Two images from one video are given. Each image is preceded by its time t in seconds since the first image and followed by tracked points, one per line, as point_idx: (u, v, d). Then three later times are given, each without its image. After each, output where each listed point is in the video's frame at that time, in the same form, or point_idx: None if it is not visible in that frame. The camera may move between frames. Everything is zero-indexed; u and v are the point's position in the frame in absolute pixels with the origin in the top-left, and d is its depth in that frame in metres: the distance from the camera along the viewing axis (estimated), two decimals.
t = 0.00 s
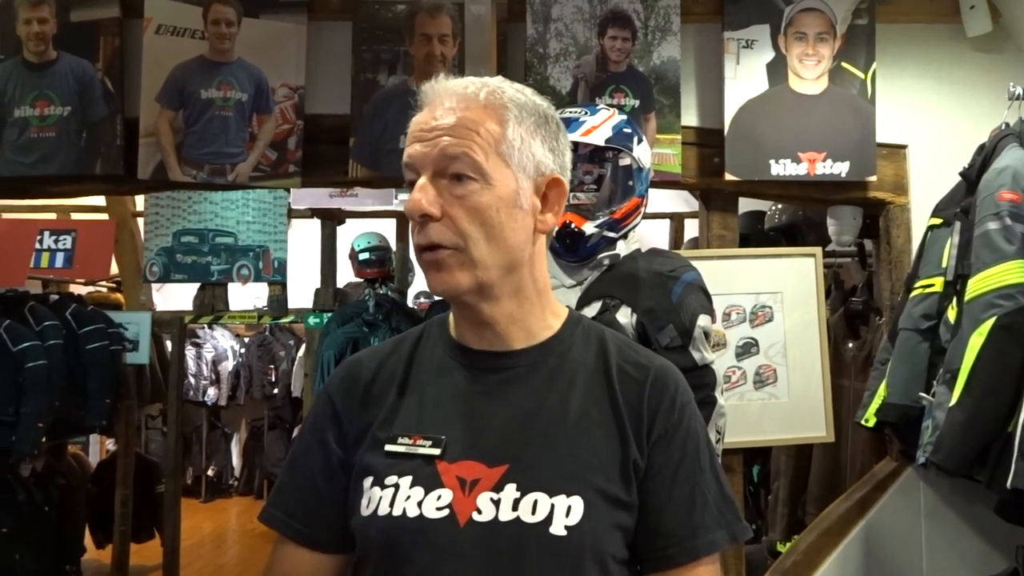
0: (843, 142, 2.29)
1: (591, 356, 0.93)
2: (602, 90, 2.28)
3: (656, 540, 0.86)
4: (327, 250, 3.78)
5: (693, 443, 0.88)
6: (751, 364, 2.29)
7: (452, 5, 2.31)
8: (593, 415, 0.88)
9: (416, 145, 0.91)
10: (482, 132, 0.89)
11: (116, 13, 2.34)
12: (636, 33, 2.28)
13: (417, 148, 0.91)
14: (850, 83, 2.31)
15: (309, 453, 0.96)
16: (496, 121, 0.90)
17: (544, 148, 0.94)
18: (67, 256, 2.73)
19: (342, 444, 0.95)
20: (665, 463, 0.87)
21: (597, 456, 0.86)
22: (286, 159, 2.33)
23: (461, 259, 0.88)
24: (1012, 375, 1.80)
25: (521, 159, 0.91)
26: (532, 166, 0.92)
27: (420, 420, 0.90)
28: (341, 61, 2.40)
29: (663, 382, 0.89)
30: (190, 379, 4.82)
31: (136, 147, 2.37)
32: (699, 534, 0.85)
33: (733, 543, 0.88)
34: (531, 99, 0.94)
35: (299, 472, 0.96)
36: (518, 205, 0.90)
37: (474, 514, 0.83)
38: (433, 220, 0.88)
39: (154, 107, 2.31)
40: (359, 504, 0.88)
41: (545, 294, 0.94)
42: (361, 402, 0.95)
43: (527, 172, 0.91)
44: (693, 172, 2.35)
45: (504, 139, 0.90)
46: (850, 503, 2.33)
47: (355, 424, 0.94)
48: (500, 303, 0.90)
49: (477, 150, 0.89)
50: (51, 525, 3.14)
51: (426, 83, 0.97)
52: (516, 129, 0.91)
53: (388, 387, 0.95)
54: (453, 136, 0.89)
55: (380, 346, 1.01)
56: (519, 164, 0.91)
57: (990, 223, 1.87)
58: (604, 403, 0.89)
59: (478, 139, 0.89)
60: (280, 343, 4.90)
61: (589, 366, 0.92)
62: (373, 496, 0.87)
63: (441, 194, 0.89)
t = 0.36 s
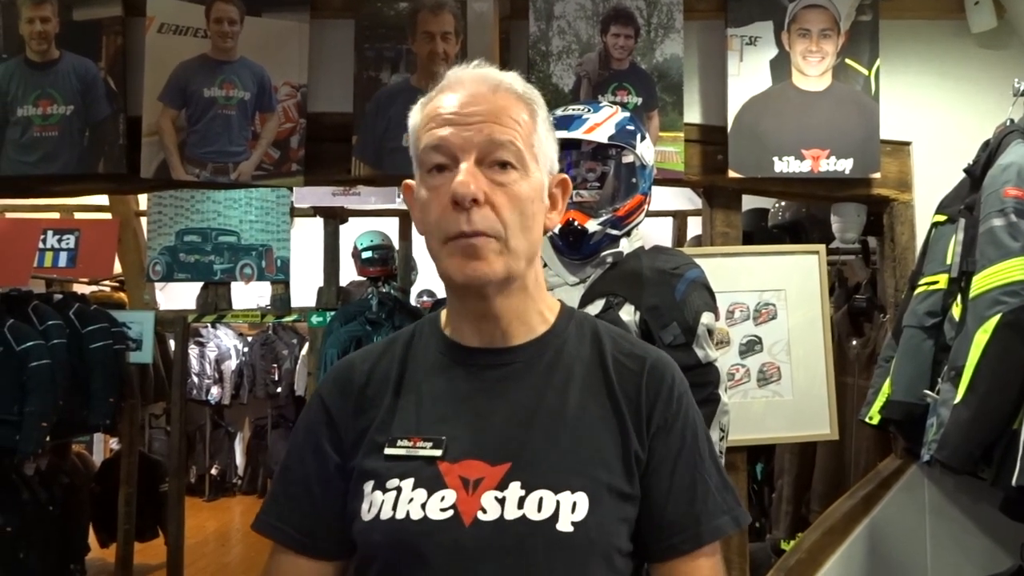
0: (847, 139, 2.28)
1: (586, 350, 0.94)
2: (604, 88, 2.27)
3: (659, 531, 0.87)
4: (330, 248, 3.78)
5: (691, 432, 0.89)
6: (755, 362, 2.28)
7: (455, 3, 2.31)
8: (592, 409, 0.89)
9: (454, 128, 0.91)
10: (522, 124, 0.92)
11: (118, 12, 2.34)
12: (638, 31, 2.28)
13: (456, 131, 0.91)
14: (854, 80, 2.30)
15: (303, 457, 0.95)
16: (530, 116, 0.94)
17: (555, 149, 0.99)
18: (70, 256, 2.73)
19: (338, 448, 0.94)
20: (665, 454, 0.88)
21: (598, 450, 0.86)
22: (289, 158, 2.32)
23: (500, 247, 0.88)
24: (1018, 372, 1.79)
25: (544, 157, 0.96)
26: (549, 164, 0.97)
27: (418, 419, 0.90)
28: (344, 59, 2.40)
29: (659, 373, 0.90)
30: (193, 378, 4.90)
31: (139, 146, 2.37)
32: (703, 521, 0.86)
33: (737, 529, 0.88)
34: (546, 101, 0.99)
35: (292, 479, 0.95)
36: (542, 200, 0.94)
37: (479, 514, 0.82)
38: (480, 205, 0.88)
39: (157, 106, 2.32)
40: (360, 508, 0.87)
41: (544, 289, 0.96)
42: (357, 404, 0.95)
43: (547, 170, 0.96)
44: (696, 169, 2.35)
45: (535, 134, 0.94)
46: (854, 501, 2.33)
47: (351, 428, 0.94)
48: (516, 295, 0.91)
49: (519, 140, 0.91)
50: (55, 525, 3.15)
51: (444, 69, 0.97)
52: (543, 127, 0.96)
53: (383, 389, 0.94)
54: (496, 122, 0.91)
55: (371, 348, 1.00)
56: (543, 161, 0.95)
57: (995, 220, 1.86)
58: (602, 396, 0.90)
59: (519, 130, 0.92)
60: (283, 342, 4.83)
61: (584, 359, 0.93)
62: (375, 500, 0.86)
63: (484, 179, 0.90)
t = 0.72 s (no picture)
0: (849, 136, 2.28)
1: (582, 348, 0.94)
2: (605, 86, 2.27)
3: (659, 528, 0.88)
4: (332, 248, 3.78)
5: (686, 429, 0.90)
6: (757, 360, 2.28)
7: (455, 2, 2.30)
8: (591, 408, 0.89)
9: (459, 134, 0.90)
10: (527, 130, 0.93)
11: (119, 12, 2.34)
12: (639, 29, 2.28)
13: (461, 138, 0.90)
14: (855, 78, 2.30)
15: (297, 460, 0.93)
16: (532, 121, 0.95)
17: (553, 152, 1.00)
18: (72, 256, 2.74)
19: (334, 453, 0.93)
20: (663, 452, 0.88)
21: (600, 449, 0.86)
22: (290, 157, 2.33)
23: (507, 255, 0.89)
24: (1021, 370, 1.79)
25: (545, 159, 0.96)
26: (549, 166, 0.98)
27: (418, 421, 0.89)
28: (345, 58, 2.40)
29: (654, 371, 0.91)
30: (195, 377, 4.94)
31: (140, 146, 2.37)
32: (699, 518, 0.88)
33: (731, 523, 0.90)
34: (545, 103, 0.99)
35: (287, 486, 0.94)
36: (544, 206, 0.95)
37: (486, 515, 0.83)
38: (488, 213, 0.88)
39: (159, 106, 2.32)
40: (362, 513, 0.87)
41: (540, 291, 0.97)
42: (352, 408, 0.93)
43: (548, 175, 0.97)
44: (697, 167, 2.34)
45: (538, 140, 0.94)
46: (857, 498, 2.33)
47: (348, 433, 0.93)
48: (517, 301, 0.92)
49: (525, 147, 0.92)
50: (59, 524, 3.16)
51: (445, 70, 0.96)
52: (544, 132, 0.96)
53: (379, 392, 0.93)
54: (502, 129, 0.91)
55: (363, 350, 0.99)
56: (545, 165, 0.96)
57: (998, 217, 1.86)
58: (600, 395, 0.90)
59: (525, 136, 0.92)
60: (285, 342, 4.77)
61: (581, 358, 0.93)
62: (379, 504, 0.85)
63: (491, 187, 0.90)
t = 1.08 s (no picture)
0: (850, 134, 2.28)
1: (583, 347, 0.94)
2: (606, 86, 2.27)
3: (667, 525, 0.88)
4: (333, 247, 3.79)
5: (687, 426, 0.90)
6: (758, 359, 2.28)
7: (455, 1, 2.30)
8: (597, 407, 0.89)
9: (471, 130, 0.91)
10: (538, 127, 0.93)
11: (119, 12, 2.35)
12: (639, 28, 2.28)
13: (474, 133, 0.91)
14: (856, 76, 2.30)
15: (296, 464, 0.93)
16: (544, 119, 0.95)
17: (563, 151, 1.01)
18: (74, 256, 2.74)
19: (332, 455, 0.92)
20: (666, 449, 0.89)
21: (608, 447, 0.87)
22: (291, 157, 2.33)
23: (516, 251, 0.89)
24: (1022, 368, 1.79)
25: (556, 157, 0.97)
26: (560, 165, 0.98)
27: (425, 420, 0.89)
28: (345, 58, 2.40)
29: (654, 369, 0.91)
30: (197, 377, 4.92)
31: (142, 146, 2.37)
32: (702, 514, 0.88)
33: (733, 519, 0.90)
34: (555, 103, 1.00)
35: (285, 490, 0.93)
36: (553, 204, 0.96)
37: (496, 515, 0.84)
38: (498, 208, 0.89)
39: (159, 106, 2.32)
40: (368, 514, 0.87)
41: (545, 290, 0.97)
42: (352, 409, 0.93)
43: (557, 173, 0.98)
44: (698, 166, 2.35)
45: (549, 138, 0.95)
46: (859, 495, 2.33)
47: (348, 436, 0.92)
48: (523, 299, 0.92)
49: (536, 145, 0.92)
50: (61, 524, 3.17)
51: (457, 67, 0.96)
52: (555, 130, 0.97)
53: (379, 391, 0.93)
54: (515, 126, 0.91)
55: (362, 350, 0.99)
56: (555, 164, 0.97)
57: (998, 215, 1.86)
58: (605, 393, 0.90)
59: (537, 134, 0.93)
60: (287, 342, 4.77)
61: (583, 357, 0.93)
62: (386, 505, 0.85)
63: (501, 183, 0.91)
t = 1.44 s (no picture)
0: (849, 133, 2.28)
1: (581, 345, 0.94)
2: (604, 84, 2.27)
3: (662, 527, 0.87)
4: (333, 246, 3.78)
5: (687, 426, 0.90)
6: (757, 357, 2.28)
7: None
8: (593, 406, 0.89)
9: (448, 126, 0.91)
10: (517, 121, 0.93)
11: (117, 11, 2.34)
12: (638, 26, 2.27)
13: (451, 130, 0.91)
14: (855, 74, 2.30)
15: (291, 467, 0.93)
16: (524, 111, 0.95)
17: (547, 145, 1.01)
18: (73, 256, 2.75)
19: (328, 457, 0.93)
20: (666, 449, 0.89)
21: (605, 445, 0.86)
22: (290, 156, 2.33)
23: (498, 248, 0.89)
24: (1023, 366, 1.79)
25: (539, 152, 0.97)
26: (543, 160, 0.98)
27: (418, 420, 0.89)
28: (344, 57, 2.40)
29: (655, 368, 0.91)
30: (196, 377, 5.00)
31: (140, 145, 2.37)
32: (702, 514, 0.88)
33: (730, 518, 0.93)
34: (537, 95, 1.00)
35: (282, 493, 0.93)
36: (536, 198, 0.95)
37: (490, 515, 0.83)
38: (476, 205, 0.89)
39: (157, 105, 2.31)
40: (361, 517, 0.86)
41: (537, 287, 0.97)
42: (348, 409, 0.93)
43: (541, 167, 0.97)
44: (697, 164, 2.34)
45: (529, 131, 0.95)
46: (859, 494, 2.33)
47: (342, 437, 0.92)
48: (511, 296, 0.91)
49: (515, 138, 0.92)
50: (60, 524, 3.17)
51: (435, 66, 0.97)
52: (537, 123, 0.97)
53: (375, 390, 0.93)
54: (493, 122, 0.91)
55: (359, 349, 0.99)
56: (537, 158, 0.96)
57: (998, 212, 1.85)
58: (602, 392, 0.90)
59: (514, 128, 0.93)
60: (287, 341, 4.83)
61: (581, 355, 0.93)
62: (379, 507, 0.85)
63: (481, 180, 0.91)
